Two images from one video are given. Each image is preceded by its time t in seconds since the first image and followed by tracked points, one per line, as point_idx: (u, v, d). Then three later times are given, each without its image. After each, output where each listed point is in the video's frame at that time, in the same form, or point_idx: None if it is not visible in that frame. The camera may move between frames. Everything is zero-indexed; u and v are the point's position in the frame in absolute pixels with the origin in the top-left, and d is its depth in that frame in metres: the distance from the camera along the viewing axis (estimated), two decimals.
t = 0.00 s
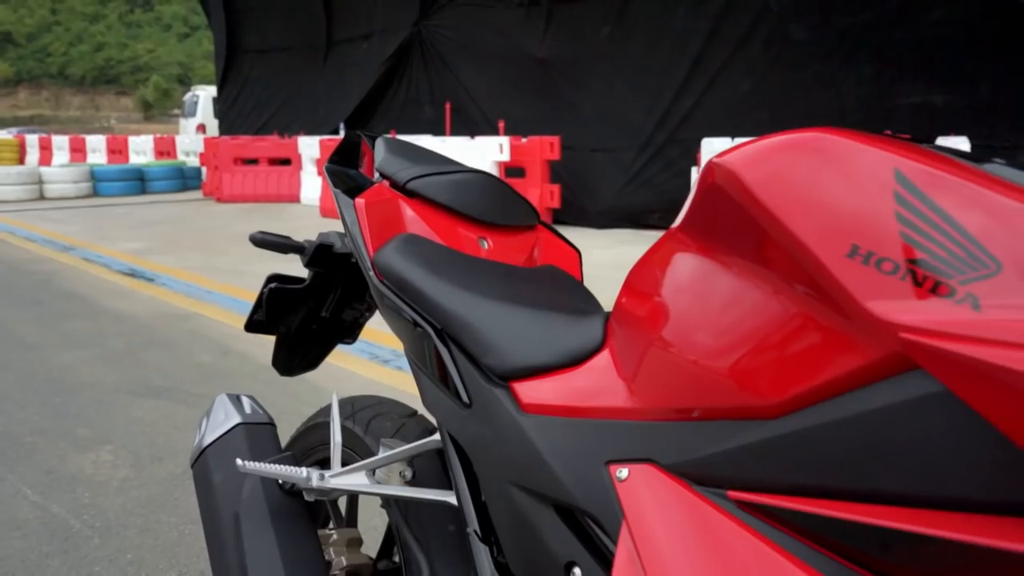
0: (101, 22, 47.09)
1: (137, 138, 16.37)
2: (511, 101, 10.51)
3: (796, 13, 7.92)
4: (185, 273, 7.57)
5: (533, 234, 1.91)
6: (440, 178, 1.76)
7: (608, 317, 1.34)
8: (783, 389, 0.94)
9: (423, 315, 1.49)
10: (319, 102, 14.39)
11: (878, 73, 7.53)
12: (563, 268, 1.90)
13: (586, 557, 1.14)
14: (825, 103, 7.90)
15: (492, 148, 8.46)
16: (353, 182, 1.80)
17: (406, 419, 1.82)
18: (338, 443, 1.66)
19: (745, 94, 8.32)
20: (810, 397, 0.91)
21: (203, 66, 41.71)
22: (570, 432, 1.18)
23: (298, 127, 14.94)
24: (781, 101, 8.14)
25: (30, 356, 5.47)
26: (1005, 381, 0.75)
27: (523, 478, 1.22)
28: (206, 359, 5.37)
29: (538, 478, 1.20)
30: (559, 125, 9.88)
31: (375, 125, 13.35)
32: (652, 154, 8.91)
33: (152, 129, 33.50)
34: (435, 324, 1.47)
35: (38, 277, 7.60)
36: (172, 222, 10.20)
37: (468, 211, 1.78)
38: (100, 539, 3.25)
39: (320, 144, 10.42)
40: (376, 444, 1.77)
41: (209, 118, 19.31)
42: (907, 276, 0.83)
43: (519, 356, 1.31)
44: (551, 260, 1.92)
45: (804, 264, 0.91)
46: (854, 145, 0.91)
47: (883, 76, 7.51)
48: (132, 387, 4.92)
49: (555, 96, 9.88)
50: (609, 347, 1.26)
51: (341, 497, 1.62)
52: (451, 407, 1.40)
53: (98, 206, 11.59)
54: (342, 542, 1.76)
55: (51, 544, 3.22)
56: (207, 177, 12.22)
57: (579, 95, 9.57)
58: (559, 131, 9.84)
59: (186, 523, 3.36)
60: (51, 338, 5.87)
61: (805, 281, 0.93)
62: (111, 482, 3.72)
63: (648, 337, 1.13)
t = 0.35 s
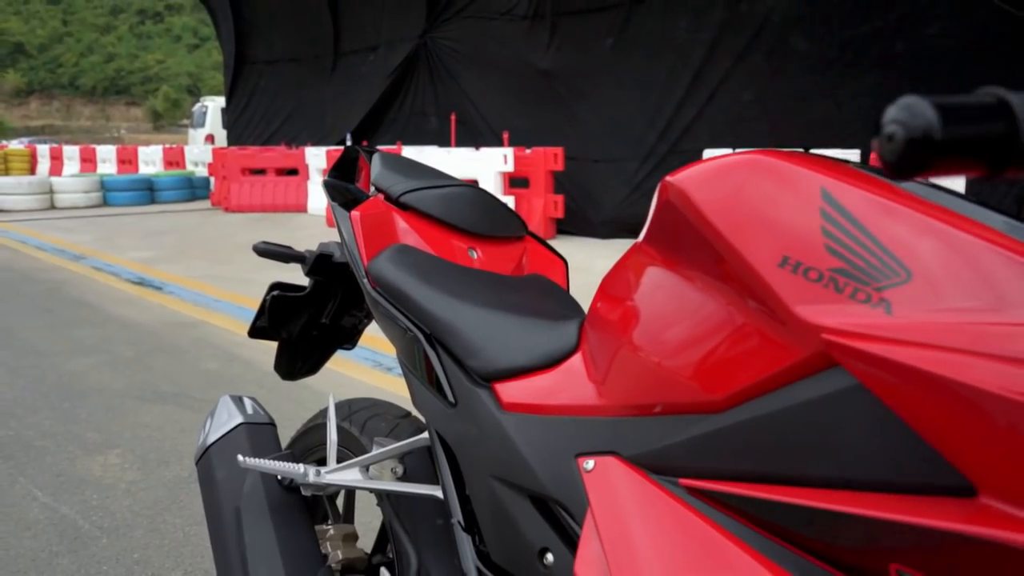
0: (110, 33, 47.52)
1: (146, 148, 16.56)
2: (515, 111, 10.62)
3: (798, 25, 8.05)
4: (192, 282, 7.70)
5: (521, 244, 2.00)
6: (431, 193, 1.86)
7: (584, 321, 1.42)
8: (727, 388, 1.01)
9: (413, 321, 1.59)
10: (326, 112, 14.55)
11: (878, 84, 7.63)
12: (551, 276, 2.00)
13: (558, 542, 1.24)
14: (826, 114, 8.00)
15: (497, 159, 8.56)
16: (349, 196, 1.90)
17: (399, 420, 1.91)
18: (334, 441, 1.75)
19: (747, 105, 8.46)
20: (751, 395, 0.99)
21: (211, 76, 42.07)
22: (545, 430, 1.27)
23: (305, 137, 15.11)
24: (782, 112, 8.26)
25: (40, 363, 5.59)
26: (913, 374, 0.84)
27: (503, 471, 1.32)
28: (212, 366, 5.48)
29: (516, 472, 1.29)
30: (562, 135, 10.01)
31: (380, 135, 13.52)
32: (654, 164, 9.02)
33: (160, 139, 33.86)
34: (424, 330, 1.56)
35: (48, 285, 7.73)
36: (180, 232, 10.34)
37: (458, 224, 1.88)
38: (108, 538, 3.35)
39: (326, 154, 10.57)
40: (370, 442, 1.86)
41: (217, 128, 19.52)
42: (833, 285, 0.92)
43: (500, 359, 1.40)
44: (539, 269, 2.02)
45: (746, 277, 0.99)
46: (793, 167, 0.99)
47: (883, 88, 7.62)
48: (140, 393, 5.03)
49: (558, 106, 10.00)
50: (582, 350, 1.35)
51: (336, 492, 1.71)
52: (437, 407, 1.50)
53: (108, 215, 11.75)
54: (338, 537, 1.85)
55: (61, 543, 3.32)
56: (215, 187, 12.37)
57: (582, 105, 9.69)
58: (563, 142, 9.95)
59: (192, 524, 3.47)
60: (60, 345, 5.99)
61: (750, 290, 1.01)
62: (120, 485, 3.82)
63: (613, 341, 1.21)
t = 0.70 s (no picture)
0: (120, 44, 47.94)
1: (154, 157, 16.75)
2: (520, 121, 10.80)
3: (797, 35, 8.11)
4: (198, 290, 7.81)
5: (510, 252, 2.09)
6: (423, 203, 1.96)
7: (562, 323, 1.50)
8: (683, 385, 1.09)
9: (403, 325, 1.68)
10: (332, 122, 14.70)
11: (878, 94, 7.67)
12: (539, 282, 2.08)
13: (534, 530, 1.33)
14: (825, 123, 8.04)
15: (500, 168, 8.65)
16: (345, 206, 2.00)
17: (393, 421, 2.00)
18: (330, 439, 1.84)
19: (747, 114, 8.53)
20: (699, 390, 1.06)
21: (219, 86, 42.36)
22: (524, 427, 1.36)
23: (311, 146, 15.26)
24: (782, 121, 8.31)
25: (50, 369, 5.70)
26: (841, 372, 0.90)
27: (484, 464, 1.41)
28: (217, 373, 5.58)
29: (497, 466, 1.38)
30: (565, 145, 10.12)
31: (386, 145, 13.67)
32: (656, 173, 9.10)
33: (168, 148, 34.13)
34: (414, 333, 1.65)
35: (56, 293, 7.86)
36: (186, 241, 10.46)
37: (449, 233, 1.98)
38: (115, 539, 3.44)
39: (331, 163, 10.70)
40: (365, 441, 1.95)
41: (224, 137, 19.71)
42: (775, 289, 0.97)
43: (484, 360, 1.49)
44: (528, 276, 2.10)
45: (699, 284, 1.05)
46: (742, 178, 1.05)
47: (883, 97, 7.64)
48: (146, 399, 5.13)
49: (561, 115, 10.15)
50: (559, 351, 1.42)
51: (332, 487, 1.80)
52: (425, 406, 1.59)
53: (115, 224, 11.89)
54: (334, 532, 1.94)
55: (70, 543, 3.41)
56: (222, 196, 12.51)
57: (585, 114, 9.83)
58: (566, 152, 10.06)
59: (196, 525, 3.55)
60: (69, 352, 6.10)
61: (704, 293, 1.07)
62: (126, 487, 3.92)
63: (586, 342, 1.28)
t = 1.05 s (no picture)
0: (130, 54, 48.35)
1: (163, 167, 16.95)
2: (525, 132, 10.94)
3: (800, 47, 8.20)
4: (206, 298, 7.94)
5: (500, 260, 2.19)
6: (416, 214, 2.07)
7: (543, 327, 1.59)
8: (644, 381, 1.17)
9: (396, 329, 1.78)
10: (339, 131, 14.87)
11: (878, 105, 7.75)
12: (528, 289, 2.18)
13: (512, 518, 1.44)
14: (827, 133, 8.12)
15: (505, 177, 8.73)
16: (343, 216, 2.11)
17: (388, 420, 2.10)
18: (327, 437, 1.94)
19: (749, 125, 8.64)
20: (656, 385, 1.15)
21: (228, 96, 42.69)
22: (505, 422, 1.46)
23: (318, 156, 15.43)
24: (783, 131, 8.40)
25: (60, 375, 5.83)
26: (773, 364, 0.97)
27: (469, 457, 1.50)
28: (224, 379, 5.68)
29: (481, 460, 1.48)
30: (569, 154, 10.24)
31: (393, 154, 13.88)
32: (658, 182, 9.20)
33: (177, 157, 34.44)
34: (406, 336, 1.75)
35: (66, 301, 8.00)
36: (195, 250, 10.60)
37: (442, 242, 2.08)
38: (123, 539, 3.55)
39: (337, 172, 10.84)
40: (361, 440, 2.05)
41: (233, 147, 19.90)
42: (720, 291, 1.06)
43: (470, 361, 1.60)
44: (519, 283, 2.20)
45: (656, 288, 1.13)
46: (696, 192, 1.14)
47: (884, 109, 7.73)
48: (154, 404, 5.25)
49: (564, 124, 10.28)
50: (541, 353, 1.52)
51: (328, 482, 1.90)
52: (415, 405, 1.68)
53: (124, 233, 12.06)
54: (330, 527, 2.03)
55: (79, 543, 3.52)
56: (229, 206, 12.66)
57: (587, 125, 9.96)
58: (569, 160, 10.21)
59: (201, 525, 3.66)
60: (79, 358, 6.23)
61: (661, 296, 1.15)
62: (133, 489, 4.02)
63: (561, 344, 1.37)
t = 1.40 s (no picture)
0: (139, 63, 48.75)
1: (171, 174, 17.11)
2: (529, 139, 11.67)
3: (802, 54, 8.76)
4: (213, 304, 8.06)
5: (494, 265, 2.27)
6: (412, 220, 2.16)
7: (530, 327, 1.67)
8: (617, 376, 1.25)
9: (390, 330, 1.86)
10: (346, 139, 15.04)
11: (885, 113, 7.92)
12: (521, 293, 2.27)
13: (498, 507, 1.52)
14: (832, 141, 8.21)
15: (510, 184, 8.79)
16: (343, 223, 2.20)
17: (385, 418, 2.18)
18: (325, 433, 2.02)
19: (754, 133, 9.27)
20: (625, 378, 1.23)
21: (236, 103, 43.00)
22: (493, 416, 1.54)
23: (325, 163, 15.58)
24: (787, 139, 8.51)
25: (70, 379, 5.94)
26: (727, 357, 1.04)
27: (458, 450, 1.58)
28: (231, 382, 5.78)
29: (470, 452, 1.56)
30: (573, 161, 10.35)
31: (399, 162, 14.19)
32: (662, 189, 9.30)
33: (186, 165, 34.72)
34: (400, 337, 1.83)
35: (76, 307, 8.12)
36: (203, 256, 10.72)
37: (437, 247, 2.17)
38: (131, 536, 3.64)
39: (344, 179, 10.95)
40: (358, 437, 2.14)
41: (241, 154, 20.07)
42: (682, 291, 1.14)
43: (460, 360, 1.68)
44: (512, 287, 2.28)
45: (625, 289, 1.21)
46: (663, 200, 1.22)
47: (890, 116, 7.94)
48: (162, 407, 5.35)
49: (571, 134, 11.00)
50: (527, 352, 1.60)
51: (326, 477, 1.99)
52: (408, 402, 1.76)
53: (133, 240, 12.21)
54: (329, 519, 2.11)
55: (88, 541, 3.61)
56: (238, 213, 12.80)
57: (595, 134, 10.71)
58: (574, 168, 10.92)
59: (207, 524, 3.75)
60: (88, 362, 6.34)
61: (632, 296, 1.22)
62: (141, 490, 4.12)
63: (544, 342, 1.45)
